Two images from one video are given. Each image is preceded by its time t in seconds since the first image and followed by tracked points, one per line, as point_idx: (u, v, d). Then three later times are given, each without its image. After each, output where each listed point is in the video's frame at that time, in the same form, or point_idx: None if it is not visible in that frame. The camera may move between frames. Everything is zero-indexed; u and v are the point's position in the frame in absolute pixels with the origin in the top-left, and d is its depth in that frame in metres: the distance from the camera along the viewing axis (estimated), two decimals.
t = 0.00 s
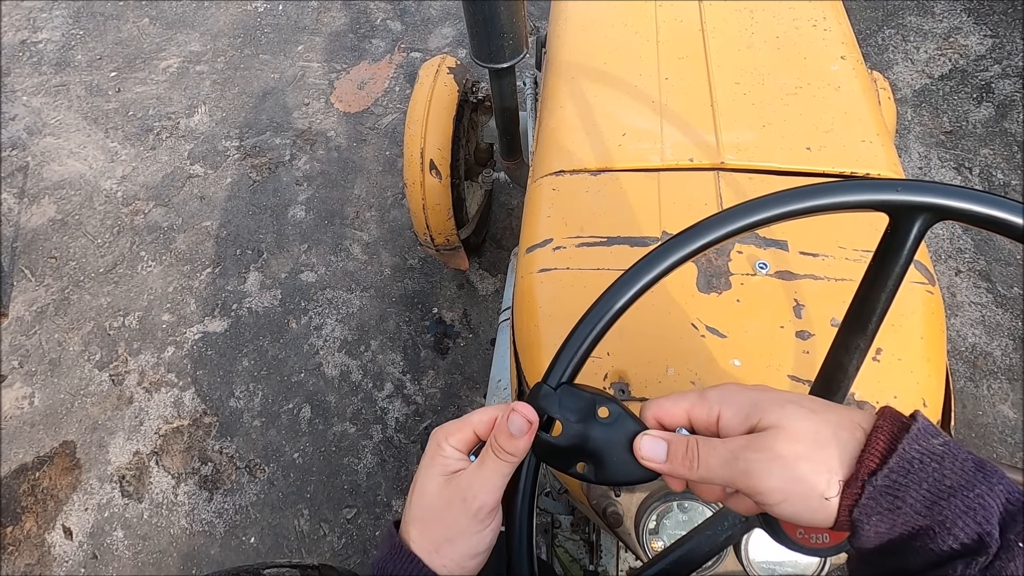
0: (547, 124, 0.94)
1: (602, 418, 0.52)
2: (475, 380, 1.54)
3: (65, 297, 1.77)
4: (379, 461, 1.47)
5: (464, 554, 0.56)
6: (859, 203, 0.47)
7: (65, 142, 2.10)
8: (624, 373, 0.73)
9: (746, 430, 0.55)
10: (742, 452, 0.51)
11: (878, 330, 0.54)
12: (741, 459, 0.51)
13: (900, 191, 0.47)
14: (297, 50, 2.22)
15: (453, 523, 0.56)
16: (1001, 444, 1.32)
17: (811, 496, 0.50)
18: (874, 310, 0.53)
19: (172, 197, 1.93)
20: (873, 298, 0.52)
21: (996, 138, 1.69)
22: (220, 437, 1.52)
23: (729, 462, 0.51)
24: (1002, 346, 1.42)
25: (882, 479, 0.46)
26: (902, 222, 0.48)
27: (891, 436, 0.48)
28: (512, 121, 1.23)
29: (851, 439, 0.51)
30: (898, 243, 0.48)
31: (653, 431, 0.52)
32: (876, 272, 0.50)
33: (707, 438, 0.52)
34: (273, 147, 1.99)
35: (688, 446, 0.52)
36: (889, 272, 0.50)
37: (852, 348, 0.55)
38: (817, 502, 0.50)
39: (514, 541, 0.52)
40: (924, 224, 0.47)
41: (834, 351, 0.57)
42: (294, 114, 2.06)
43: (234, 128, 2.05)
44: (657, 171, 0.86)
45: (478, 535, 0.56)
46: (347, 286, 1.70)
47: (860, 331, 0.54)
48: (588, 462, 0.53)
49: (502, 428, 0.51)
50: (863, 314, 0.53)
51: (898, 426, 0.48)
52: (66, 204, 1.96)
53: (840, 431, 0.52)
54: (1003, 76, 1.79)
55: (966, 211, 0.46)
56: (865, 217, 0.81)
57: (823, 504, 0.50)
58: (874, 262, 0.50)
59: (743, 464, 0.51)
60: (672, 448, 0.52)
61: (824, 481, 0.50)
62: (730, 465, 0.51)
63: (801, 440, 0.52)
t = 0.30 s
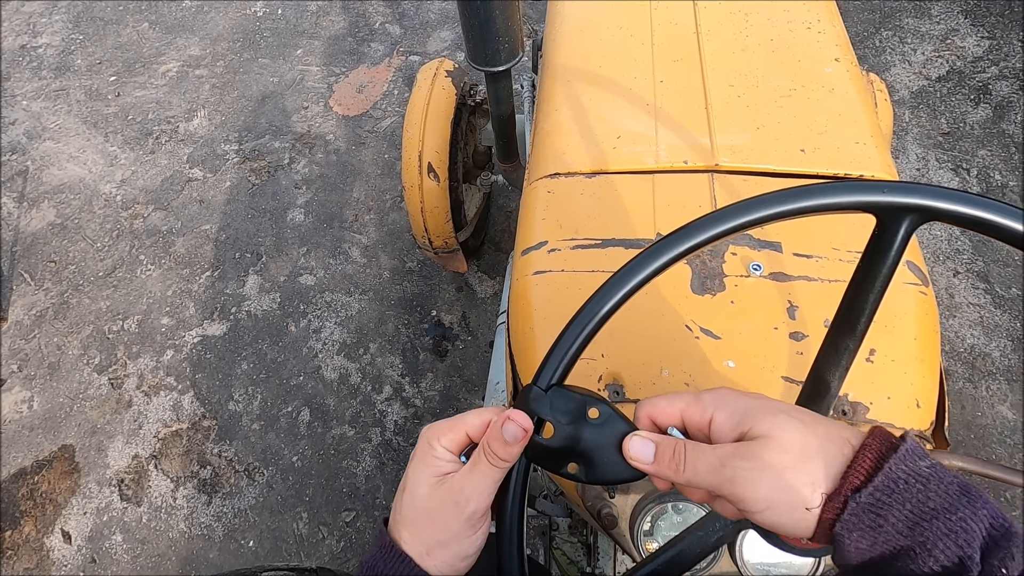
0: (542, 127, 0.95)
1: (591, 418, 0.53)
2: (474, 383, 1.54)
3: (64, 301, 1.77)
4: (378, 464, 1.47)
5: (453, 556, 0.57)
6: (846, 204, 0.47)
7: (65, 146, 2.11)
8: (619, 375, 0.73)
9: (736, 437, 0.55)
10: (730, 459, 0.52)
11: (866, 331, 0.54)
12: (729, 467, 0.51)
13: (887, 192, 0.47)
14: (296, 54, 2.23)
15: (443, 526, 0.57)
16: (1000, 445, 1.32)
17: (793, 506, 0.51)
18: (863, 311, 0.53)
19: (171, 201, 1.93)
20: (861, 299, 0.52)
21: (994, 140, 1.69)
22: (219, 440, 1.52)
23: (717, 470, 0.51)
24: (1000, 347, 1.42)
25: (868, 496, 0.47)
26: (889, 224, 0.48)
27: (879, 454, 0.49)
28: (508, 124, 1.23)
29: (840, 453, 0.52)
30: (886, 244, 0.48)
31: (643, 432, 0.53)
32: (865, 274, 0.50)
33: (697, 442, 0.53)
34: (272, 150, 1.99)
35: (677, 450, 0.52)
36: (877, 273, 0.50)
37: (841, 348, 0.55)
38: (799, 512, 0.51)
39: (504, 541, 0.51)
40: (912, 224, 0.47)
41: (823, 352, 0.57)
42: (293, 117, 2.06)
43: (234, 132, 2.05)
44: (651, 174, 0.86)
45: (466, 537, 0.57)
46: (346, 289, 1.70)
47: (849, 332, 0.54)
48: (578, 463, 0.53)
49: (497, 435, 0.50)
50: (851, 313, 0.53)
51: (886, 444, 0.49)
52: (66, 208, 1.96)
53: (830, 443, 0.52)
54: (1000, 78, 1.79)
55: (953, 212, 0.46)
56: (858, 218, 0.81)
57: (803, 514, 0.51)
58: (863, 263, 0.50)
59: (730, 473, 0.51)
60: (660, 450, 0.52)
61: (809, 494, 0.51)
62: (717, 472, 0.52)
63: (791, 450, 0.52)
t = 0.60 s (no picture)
0: (534, 129, 0.95)
1: (551, 426, 0.52)
2: (471, 385, 1.54)
3: (63, 305, 1.78)
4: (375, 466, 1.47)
5: (421, 551, 0.59)
6: (825, 205, 0.48)
7: (64, 150, 2.11)
8: (609, 376, 0.73)
9: (696, 473, 0.54)
10: (688, 502, 0.49)
11: (847, 332, 0.53)
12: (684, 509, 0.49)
13: (865, 193, 0.47)
14: (294, 57, 2.24)
15: (412, 526, 0.58)
16: (997, 445, 1.31)
17: (753, 555, 0.48)
18: (843, 312, 0.52)
19: (170, 204, 1.93)
20: (841, 298, 0.52)
21: (990, 140, 1.69)
22: (216, 443, 1.52)
23: (672, 511, 0.49)
24: (997, 347, 1.42)
25: (843, 554, 0.44)
26: (867, 224, 0.48)
27: (851, 506, 0.46)
28: (503, 127, 1.24)
29: (809, 499, 0.49)
30: (865, 244, 0.48)
31: (594, 461, 0.50)
32: (844, 275, 0.50)
33: (654, 476, 0.50)
34: (270, 153, 2.00)
35: (631, 484, 0.49)
36: (855, 273, 0.50)
37: (823, 348, 0.55)
38: (759, 562, 0.48)
39: (488, 539, 0.51)
40: (890, 225, 0.47)
41: (806, 353, 0.56)
42: (291, 120, 2.07)
43: (232, 135, 2.06)
44: (642, 175, 0.86)
45: (433, 533, 0.59)
46: (343, 292, 1.70)
47: (829, 333, 0.54)
48: (528, 467, 0.51)
49: (461, 421, 0.52)
50: (832, 313, 0.53)
51: (857, 496, 0.47)
52: (65, 212, 1.96)
53: (798, 488, 0.49)
54: (996, 79, 1.80)
55: (930, 210, 0.46)
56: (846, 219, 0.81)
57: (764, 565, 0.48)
58: (842, 263, 0.50)
59: (688, 516, 0.49)
60: (613, 482, 0.50)
61: (773, 537, 0.48)
62: (673, 513, 0.49)
63: (750, 491, 0.50)
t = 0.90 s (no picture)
0: (530, 131, 0.96)
1: (516, 415, 0.52)
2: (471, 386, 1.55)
3: (64, 308, 1.78)
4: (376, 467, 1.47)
5: (401, 535, 0.59)
6: (808, 204, 0.48)
7: (65, 154, 2.12)
8: (604, 375, 0.74)
9: (656, 440, 0.55)
10: (651, 466, 0.52)
11: (833, 329, 0.54)
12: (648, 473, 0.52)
13: (848, 193, 0.47)
14: (294, 61, 2.25)
15: (392, 503, 0.58)
16: (995, 444, 1.32)
17: (714, 507, 0.51)
18: (829, 309, 0.53)
19: (170, 208, 1.94)
20: (827, 295, 0.52)
21: (987, 141, 1.70)
22: (218, 446, 1.53)
23: (638, 477, 0.52)
24: (995, 347, 1.42)
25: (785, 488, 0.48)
26: (851, 223, 0.48)
27: (792, 447, 0.50)
28: (500, 130, 1.24)
29: (756, 449, 0.52)
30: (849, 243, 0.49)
31: (565, 436, 0.51)
32: (829, 273, 0.51)
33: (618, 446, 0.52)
34: (271, 157, 2.01)
35: (599, 455, 0.51)
36: (840, 271, 0.50)
37: (810, 345, 0.56)
38: (719, 513, 0.51)
39: (482, 540, 0.52)
40: (872, 224, 0.48)
41: (793, 350, 0.57)
42: (291, 124, 2.08)
43: (232, 139, 2.07)
44: (637, 177, 0.87)
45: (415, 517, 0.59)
46: (344, 294, 1.71)
47: (815, 330, 0.55)
48: (499, 459, 0.52)
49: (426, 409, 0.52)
50: (819, 311, 0.54)
51: (796, 438, 0.50)
52: (66, 216, 1.97)
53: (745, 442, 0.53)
54: (992, 80, 1.80)
55: (912, 209, 0.47)
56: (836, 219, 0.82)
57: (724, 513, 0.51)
58: (827, 262, 0.51)
59: (651, 478, 0.52)
60: (583, 456, 0.51)
61: (726, 493, 0.51)
62: (638, 478, 0.52)
63: (707, 451, 0.52)
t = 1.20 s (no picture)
0: (530, 134, 0.96)
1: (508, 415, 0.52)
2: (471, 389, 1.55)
3: (64, 312, 1.78)
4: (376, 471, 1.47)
5: (400, 509, 0.60)
6: (807, 206, 0.48)
7: (65, 159, 2.12)
8: (605, 378, 0.74)
9: (622, 455, 0.57)
10: (615, 478, 0.53)
11: (834, 330, 0.54)
12: (613, 485, 0.53)
13: (847, 195, 0.47)
14: (294, 65, 2.25)
15: (388, 483, 0.59)
16: (997, 445, 1.31)
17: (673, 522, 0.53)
18: (829, 310, 0.53)
19: (170, 212, 1.94)
20: (827, 297, 0.52)
21: (987, 141, 1.70)
22: (218, 450, 1.52)
23: (604, 489, 0.53)
24: (996, 347, 1.42)
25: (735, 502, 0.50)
26: (850, 225, 0.48)
27: (744, 465, 0.52)
28: (499, 133, 1.24)
29: (711, 465, 0.54)
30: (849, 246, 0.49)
31: (539, 447, 0.51)
32: (828, 275, 0.51)
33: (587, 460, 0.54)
34: (271, 160, 2.01)
35: (569, 466, 0.52)
36: (840, 273, 0.50)
37: (811, 348, 0.55)
38: (676, 527, 0.53)
39: (482, 543, 0.51)
40: (872, 226, 0.48)
41: (794, 352, 0.57)
42: (291, 128, 2.08)
43: (232, 143, 2.07)
44: (636, 179, 0.87)
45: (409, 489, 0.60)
46: (344, 298, 1.71)
47: (816, 332, 0.54)
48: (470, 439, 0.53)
49: (439, 383, 0.52)
50: (819, 313, 0.53)
51: (750, 456, 0.52)
52: (66, 220, 1.97)
53: (702, 458, 0.54)
54: (992, 80, 1.80)
55: (911, 211, 0.47)
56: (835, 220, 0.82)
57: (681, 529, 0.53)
58: (827, 264, 0.51)
59: (616, 490, 0.53)
60: (554, 466, 0.52)
61: (684, 508, 0.53)
62: (604, 490, 0.53)
63: (670, 467, 0.54)
